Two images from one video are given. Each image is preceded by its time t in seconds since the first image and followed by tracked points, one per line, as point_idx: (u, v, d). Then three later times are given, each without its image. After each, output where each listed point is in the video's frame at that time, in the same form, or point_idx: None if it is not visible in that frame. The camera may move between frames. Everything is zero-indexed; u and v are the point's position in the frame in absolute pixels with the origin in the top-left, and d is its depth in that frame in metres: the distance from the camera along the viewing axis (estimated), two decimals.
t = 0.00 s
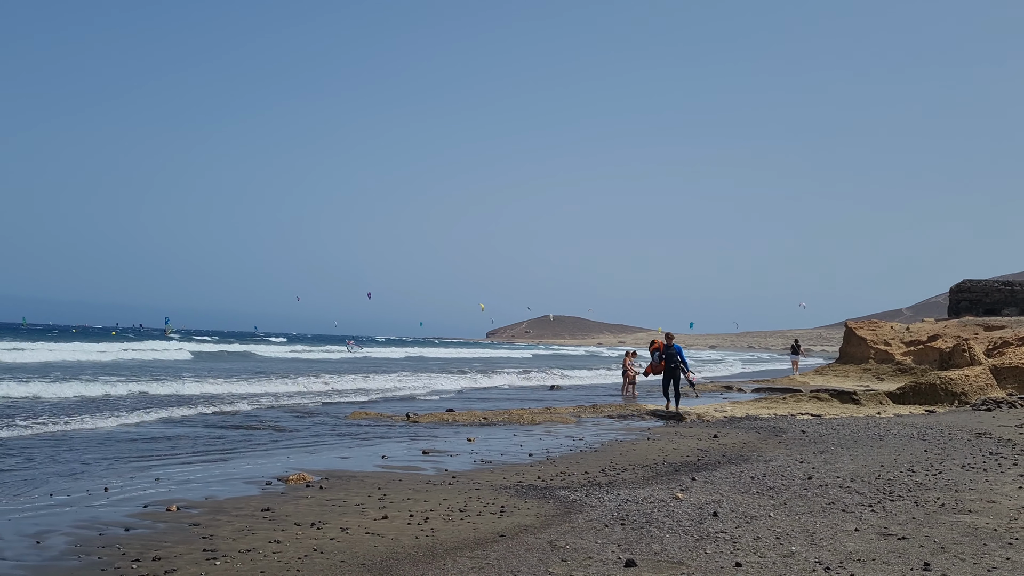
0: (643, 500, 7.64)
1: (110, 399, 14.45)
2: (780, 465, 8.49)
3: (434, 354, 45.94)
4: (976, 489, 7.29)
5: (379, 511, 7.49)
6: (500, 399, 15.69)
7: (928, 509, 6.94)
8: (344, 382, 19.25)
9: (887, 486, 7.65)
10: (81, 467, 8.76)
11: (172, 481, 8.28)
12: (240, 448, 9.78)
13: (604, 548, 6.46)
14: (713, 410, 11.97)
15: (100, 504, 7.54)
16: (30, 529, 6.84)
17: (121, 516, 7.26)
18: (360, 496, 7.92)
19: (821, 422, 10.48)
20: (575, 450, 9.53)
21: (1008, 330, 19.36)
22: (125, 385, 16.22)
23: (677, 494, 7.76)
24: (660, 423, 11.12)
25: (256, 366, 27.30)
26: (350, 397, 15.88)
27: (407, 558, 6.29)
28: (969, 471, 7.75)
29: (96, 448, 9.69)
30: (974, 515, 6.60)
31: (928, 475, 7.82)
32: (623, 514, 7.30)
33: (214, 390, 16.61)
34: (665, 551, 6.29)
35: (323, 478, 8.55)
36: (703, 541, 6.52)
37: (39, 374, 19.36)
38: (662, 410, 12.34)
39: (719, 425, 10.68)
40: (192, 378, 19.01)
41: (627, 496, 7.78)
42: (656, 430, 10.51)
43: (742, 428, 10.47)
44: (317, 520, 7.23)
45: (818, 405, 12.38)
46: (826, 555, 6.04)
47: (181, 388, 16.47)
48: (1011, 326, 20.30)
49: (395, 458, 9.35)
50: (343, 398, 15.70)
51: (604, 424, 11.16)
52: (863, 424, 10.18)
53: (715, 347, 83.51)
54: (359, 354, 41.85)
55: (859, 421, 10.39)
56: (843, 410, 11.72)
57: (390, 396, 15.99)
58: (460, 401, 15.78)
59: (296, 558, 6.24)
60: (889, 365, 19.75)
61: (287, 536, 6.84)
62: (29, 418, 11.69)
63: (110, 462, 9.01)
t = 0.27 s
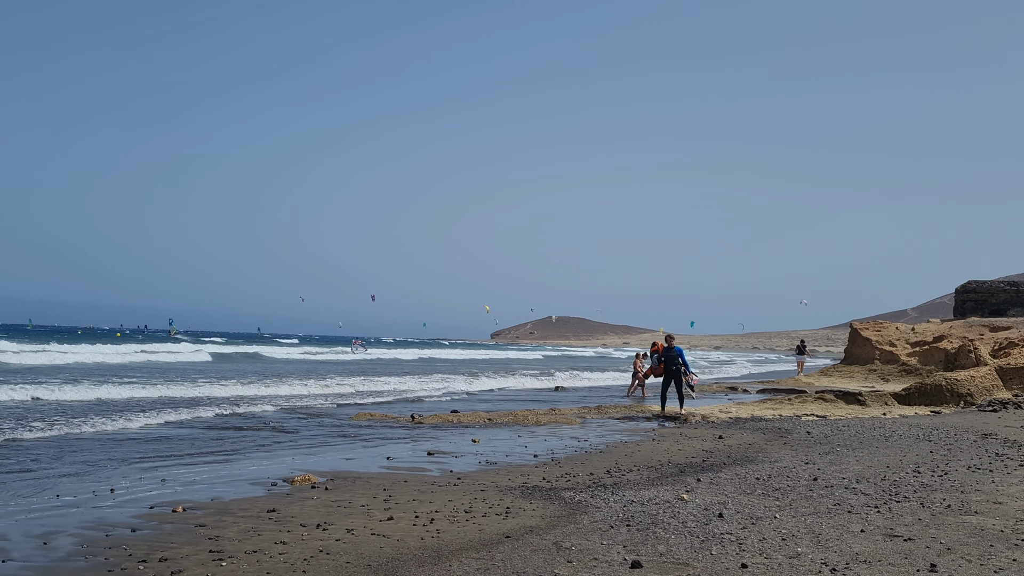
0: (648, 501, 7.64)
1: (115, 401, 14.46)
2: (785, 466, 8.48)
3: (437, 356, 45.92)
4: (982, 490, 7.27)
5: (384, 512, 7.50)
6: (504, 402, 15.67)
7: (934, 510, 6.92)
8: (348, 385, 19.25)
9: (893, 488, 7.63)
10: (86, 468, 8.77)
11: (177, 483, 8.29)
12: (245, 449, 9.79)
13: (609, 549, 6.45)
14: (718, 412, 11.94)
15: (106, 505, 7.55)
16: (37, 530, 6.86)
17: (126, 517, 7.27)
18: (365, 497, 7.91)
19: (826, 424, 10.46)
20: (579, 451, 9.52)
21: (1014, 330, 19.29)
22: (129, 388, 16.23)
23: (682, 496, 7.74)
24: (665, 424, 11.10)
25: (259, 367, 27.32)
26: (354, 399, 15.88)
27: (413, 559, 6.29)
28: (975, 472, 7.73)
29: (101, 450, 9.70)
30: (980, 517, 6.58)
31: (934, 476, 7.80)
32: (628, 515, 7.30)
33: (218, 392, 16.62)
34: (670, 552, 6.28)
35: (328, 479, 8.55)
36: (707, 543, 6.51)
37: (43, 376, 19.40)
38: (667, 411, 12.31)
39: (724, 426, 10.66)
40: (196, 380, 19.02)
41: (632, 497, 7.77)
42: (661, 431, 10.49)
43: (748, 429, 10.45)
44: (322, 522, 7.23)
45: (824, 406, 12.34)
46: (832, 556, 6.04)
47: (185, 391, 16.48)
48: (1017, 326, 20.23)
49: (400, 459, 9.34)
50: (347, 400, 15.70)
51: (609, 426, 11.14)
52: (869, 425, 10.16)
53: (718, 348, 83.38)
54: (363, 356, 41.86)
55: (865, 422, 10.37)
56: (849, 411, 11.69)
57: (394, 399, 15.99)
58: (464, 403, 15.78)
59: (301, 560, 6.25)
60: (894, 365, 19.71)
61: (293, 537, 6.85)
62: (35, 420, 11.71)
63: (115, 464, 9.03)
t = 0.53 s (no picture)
0: (652, 502, 7.64)
1: (118, 403, 14.47)
2: (789, 467, 8.47)
3: (440, 357, 45.92)
4: (986, 491, 7.26)
5: (388, 513, 7.50)
6: (507, 404, 15.66)
7: (939, 511, 6.92)
8: (351, 386, 19.26)
9: (898, 489, 7.62)
10: (91, 469, 8.79)
11: (181, 484, 8.30)
12: (249, 450, 9.80)
13: (612, 549, 6.46)
14: (722, 412, 11.94)
15: (110, 506, 7.57)
16: (41, 531, 6.86)
17: (131, 518, 7.29)
18: (369, 498, 7.92)
19: (830, 424, 10.45)
20: (583, 451, 9.52)
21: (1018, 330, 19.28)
22: (133, 390, 16.25)
23: (686, 497, 7.74)
24: (669, 425, 11.10)
25: (262, 369, 27.35)
26: (356, 401, 15.88)
27: (418, 560, 6.30)
28: (979, 473, 7.73)
29: (104, 450, 9.71)
30: (985, 518, 6.58)
31: (938, 476, 7.80)
32: (632, 517, 7.29)
33: (221, 394, 16.65)
34: (674, 553, 6.28)
35: (332, 480, 8.56)
36: (712, 544, 6.50)
37: (46, 378, 19.43)
38: (670, 412, 12.30)
39: (727, 427, 10.66)
40: (199, 383, 19.03)
41: (636, 498, 7.77)
42: (664, 432, 10.48)
43: (751, 429, 10.45)
44: (326, 522, 7.23)
45: (828, 407, 12.32)
46: (836, 557, 6.02)
47: (188, 392, 16.50)
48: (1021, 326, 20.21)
49: (404, 460, 9.34)
50: (350, 402, 15.72)
51: (612, 427, 11.15)
52: (873, 426, 10.14)
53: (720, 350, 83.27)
54: (365, 357, 41.88)
55: (868, 423, 10.36)
56: (853, 412, 11.68)
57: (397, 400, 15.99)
58: (467, 403, 15.78)
59: (306, 560, 6.26)
60: (897, 366, 19.70)
61: (297, 538, 6.86)
62: (39, 422, 11.73)
63: (119, 465, 9.04)
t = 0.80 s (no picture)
0: (655, 502, 7.63)
1: (121, 405, 14.49)
2: (792, 468, 8.47)
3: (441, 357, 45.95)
4: (989, 491, 7.26)
5: (390, 513, 7.51)
6: (509, 405, 15.68)
7: (942, 511, 6.91)
8: (353, 388, 19.28)
9: (900, 489, 7.62)
10: (93, 470, 8.79)
11: (183, 485, 8.30)
12: (251, 451, 9.80)
13: (614, 549, 6.46)
14: (724, 413, 11.94)
15: (113, 507, 7.57)
16: (45, 531, 6.87)
17: (133, 519, 7.29)
18: (372, 498, 7.92)
19: (832, 425, 10.45)
20: (585, 451, 9.52)
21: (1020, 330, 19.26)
22: (135, 391, 16.27)
23: (689, 497, 7.73)
24: (671, 425, 11.10)
25: (264, 370, 27.38)
26: (358, 402, 15.89)
27: (421, 560, 6.31)
28: (982, 473, 7.72)
29: (107, 451, 9.72)
30: (988, 518, 6.57)
31: (940, 477, 7.79)
32: (634, 517, 7.29)
33: (224, 395, 16.67)
34: (677, 553, 6.28)
35: (334, 480, 8.56)
36: (714, 544, 6.50)
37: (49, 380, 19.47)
38: (672, 412, 12.29)
39: (730, 427, 10.66)
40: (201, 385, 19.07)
41: (638, 499, 7.76)
42: (666, 433, 10.48)
43: (753, 430, 10.45)
44: (328, 523, 7.23)
45: (830, 407, 12.31)
46: (839, 558, 6.02)
47: (190, 394, 16.52)
48: None
49: (406, 461, 9.34)
50: (352, 403, 15.73)
51: (614, 427, 11.16)
52: (875, 426, 10.13)
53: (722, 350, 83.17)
54: (367, 358, 41.91)
55: (871, 423, 10.34)
56: (855, 412, 11.67)
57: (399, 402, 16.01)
58: (469, 404, 15.78)
59: (309, 561, 6.26)
60: (900, 366, 19.70)
61: (300, 538, 6.86)
62: (42, 424, 11.75)
63: (121, 466, 9.05)
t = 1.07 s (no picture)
0: (657, 502, 7.63)
1: (125, 406, 14.51)
2: (795, 468, 8.45)
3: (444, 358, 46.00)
4: (991, 491, 7.24)
5: (393, 513, 7.51)
6: (512, 405, 15.68)
7: (945, 511, 6.89)
8: (355, 389, 19.29)
9: (902, 489, 7.61)
10: (97, 470, 8.80)
11: (186, 485, 8.30)
12: (253, 451, 9.80)
13: (617, 549, 6.45)
14: (727, 412, 11.93)
15: (116, 507, 7.57)
16: (47, 532, 6.87)
17: (136, 519, 7.28)
18: (375, 499, 7.91)
19: (835, 424, 10.43)
20: (588, 451, 9.51)
21: None
22: (138, 393, 16.28)
23: (693, 498, 7.72)
24: (674, 425, 11.08)
25: (266, 371, 27.41)
26: (361, 403, 15.90)
27: (424, 561, 6.30)
28: (985, 473, 7.71)
29: (110, 451, 9.73)
30: (990, 518, 6.56)
31: (944, 477, 7.77)
32: (637, 517, 7.29)
33: (226, 396, 16.69)
34: (680, 554, 6.27)
35: (337, 480, 8.56)
36: (717, 545, 6.47)
37: (52, 381, 19.50)
38: (675, 412, 12.27)
39: (733, 427, 10.65)
40: (203, 386, 19.08)
41: (641, 499, 7.76)
42: (670, 433, 10.45)
43: (756, 430, 10.43)
44: (330, 524, 7.22)
45: (833, 407, 12.27)
46: (842, 557, 6.01)
47: (193, 395, 16.53)
48: None
49: (409, 462, 9.33)
50: (355, 403, 15.74)
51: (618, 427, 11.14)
52: (878, 426, 10.11)
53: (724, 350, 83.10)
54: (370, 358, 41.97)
55: (875, 423, 10.33)
56: (859, 412, 11.64)
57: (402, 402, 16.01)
58: (472, 404, 15.79)
59: (311, 561, 6.26)
60: (903, 366, 19.67)
61: (303, 538, 6.86)
62: (46, 424, 11.76)
63: (124, 466, 9.04)
